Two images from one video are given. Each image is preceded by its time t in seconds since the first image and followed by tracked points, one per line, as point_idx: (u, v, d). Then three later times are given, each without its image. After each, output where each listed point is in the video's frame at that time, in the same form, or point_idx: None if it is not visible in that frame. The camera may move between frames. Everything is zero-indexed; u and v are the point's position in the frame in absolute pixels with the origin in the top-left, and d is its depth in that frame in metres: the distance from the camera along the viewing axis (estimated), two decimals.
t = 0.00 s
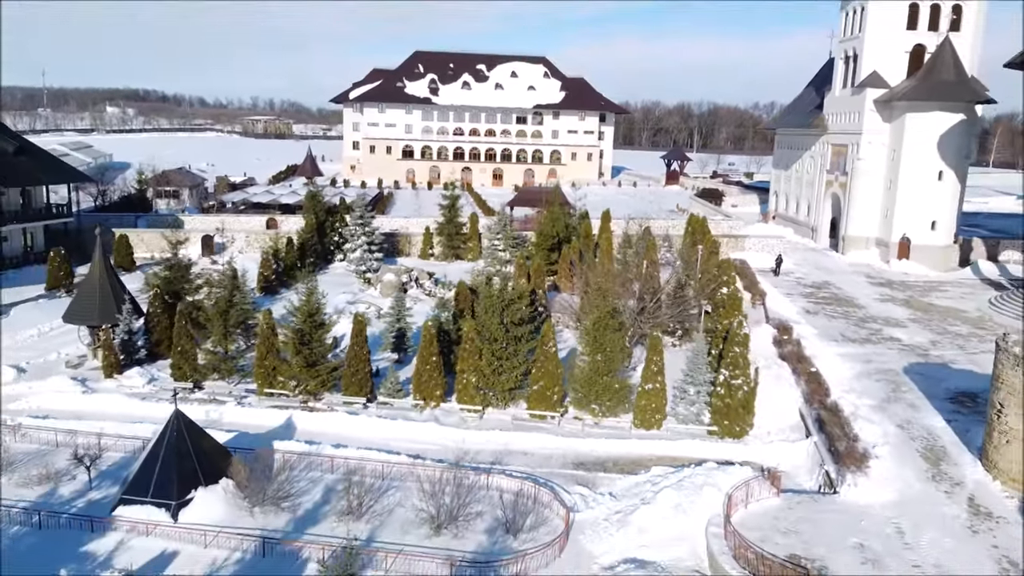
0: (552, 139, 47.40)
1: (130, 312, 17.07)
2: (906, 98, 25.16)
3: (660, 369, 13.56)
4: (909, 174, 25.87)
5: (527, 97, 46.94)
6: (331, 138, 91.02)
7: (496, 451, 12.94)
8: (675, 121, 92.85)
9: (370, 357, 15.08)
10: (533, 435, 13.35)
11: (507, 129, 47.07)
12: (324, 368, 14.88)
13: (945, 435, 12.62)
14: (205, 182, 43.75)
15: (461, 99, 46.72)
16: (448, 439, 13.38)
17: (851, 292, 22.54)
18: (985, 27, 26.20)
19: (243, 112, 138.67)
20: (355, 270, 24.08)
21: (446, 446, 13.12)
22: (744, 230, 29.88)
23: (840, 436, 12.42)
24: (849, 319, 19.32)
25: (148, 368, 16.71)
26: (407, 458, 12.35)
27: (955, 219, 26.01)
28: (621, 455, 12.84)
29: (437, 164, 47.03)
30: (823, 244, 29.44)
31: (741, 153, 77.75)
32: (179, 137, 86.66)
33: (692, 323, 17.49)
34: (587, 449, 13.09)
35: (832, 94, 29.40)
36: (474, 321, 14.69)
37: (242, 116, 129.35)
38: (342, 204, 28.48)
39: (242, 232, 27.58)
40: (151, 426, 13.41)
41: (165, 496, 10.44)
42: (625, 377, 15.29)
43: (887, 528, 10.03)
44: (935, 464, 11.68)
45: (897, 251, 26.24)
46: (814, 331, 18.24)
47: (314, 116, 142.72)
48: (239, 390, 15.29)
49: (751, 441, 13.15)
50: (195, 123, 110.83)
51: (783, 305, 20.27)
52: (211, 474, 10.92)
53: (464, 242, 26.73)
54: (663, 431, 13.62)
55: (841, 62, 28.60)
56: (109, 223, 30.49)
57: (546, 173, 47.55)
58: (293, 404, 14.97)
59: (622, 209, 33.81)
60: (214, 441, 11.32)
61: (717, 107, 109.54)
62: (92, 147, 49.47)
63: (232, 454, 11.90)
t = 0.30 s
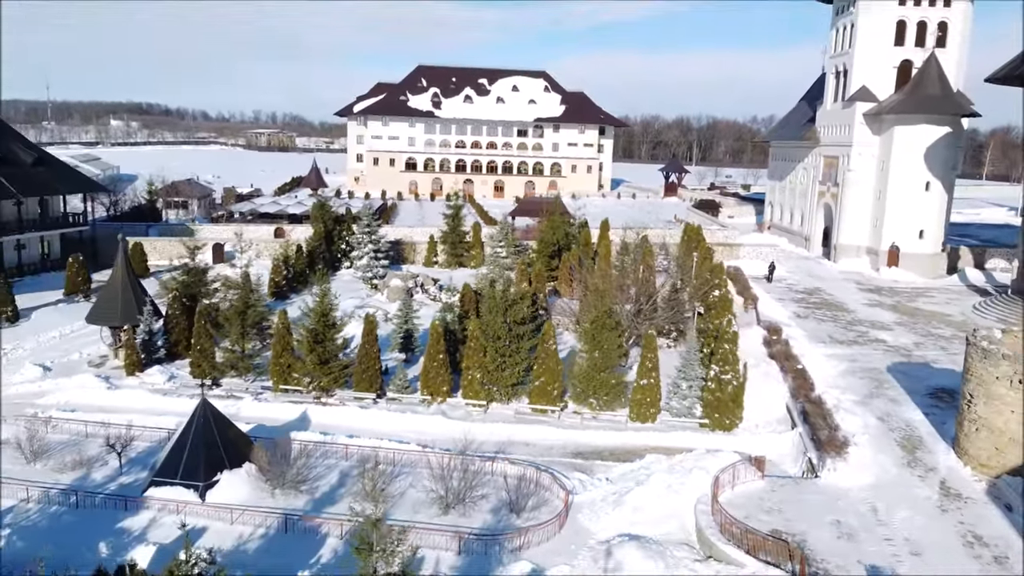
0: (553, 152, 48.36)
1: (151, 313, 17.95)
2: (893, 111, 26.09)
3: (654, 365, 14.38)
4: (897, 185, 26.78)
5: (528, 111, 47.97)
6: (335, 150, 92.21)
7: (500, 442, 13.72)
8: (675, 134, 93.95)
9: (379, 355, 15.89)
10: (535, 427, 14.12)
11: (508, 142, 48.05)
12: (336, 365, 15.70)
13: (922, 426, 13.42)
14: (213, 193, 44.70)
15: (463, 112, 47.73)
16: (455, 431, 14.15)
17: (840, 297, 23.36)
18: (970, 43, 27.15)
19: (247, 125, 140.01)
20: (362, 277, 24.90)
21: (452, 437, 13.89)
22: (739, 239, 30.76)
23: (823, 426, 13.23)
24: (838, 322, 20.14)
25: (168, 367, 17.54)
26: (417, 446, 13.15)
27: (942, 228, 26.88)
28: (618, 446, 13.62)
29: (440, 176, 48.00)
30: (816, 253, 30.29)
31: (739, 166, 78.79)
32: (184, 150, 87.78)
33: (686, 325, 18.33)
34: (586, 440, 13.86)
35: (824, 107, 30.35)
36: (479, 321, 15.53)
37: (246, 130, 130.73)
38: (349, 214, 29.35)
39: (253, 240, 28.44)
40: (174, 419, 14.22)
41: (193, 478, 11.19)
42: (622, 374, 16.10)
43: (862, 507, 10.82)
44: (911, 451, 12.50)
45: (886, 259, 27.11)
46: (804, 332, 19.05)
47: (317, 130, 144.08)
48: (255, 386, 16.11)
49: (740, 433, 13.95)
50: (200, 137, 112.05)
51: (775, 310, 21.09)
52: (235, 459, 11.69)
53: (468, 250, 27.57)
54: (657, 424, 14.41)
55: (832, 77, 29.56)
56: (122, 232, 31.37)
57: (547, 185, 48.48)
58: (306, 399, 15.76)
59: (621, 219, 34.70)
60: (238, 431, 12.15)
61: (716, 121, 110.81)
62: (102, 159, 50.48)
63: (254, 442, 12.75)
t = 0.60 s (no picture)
0: (553, 157, 49.25)
1: (169, 310, 18.77)
2: (884, 117, 26.93)
3: (649, 357, 15.18)
4: (887, 188, 27.64)
5: (529, 117, 48.87)
6: (338, 156, 93.30)
7: (503, 428, 14.51)
8: (674, 141, 94.89)
9: (388, 349, 16.67)
10: (537, 416, 14.90)
11: (509, 148, 48.93)
12: (348, 358, 16.51)
13: (902, 413, 14.22)
14: (220, 197, 45.55)
15: (465, 118, 48.61)
16: (461, 418, 14.92)
17: (831, 297, 24.15)
18: (958, 51, 28.00)
19: (250, 132, 141.01)
20: (369, 277, 25.68)
21: (459, 423, 14.66)
22: (734, 242, 31.57)
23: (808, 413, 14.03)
24: (827, 320, 20.94)
25: (186, 360, 18.35)
26: (426, 432, 13.96)
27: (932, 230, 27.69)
28: (615, 432, 14.41)
29: (442, 181, 48.88)
30: (810, 255, 31.09)
31: (738, 172, 79.67)
32: (188, 155, 88.63)
33: (681, 321, 19.14)
34: (585, 428, 14.65)
35: (817, 113, 31.20)
36: (483, 315, 16.34)
37: (250, 136, 131.89)
38: (355, 217, 30.18)
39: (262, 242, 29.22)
40: (195, 407, 15.02)
41: (218, 458, 11.85)
42: (620, 367, 16.89)
43: (841, 485, 11.63)
44: (891, 436, 13.30)
45: (877, 260, 27.93)
46: (795, 329, 19.86)
47: (320, 136, 145.23)
48: (270, 378, 16.90)
49: (730, 421, 14.74)
50: (203, 142, 112.97)
51: (767, 308, 21.89)
52: (256, 441, 12.30)
53: (471, 252, 28.37)
54: (652, 413, 15.20)
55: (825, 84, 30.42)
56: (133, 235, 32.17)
57: (547, 190, 49.35)
58: (319, 390, 16.54)
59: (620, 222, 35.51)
60: (257, 417, 12.87)
61: (715, 127, 111.78)
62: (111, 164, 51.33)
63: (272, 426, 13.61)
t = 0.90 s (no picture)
0: (554, 157, 50.05)
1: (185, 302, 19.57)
2: (875, 118, 27.73)
3: (645, 345, 15.96)
4: (879, 187, 28.44)
5: (530, 117, 49.67)
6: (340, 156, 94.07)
7: (507, 412, 15.30)
8: (674, 141, 95.63)
9: (396, 338, 17.47)
10: (539, 400, 15.70)
11: (510, 147, 49.74)
12: (358, 347, 17.32)
13: (884, 398, 15.03)
14: (226, 196, 46.34)
15: (468, 119, 49.41)
16: (467, 402, 15.71)
17: (823, 292, 24.92)
18: (947, 54, 28.80)
19: (252, 132, 141.81)
20: (374, 273, 26.45)
21: (465, 406, 15.46)
22: (730, 239, 32.35)
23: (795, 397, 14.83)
24: (818, 312, 21.73)
25: (202, 350, 19.14)
26: (434, 414, 14.77)
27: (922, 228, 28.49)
28: (613, 416, 15.20)
29: (444, 181, 49.69)
30: (804, 252, 31.87)
31: (737, 172, 80.44)
32: (191, 155, 89.35)
33: (677, 313, 19.92)
34: (584, 412, 15.43)
35: (811, 114, 31.99)
36: (487, 305, 17.18)
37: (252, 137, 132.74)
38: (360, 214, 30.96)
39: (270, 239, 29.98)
40: (214, 392, 15.80)
41: (240, 437, 12.80)
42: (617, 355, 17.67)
43: (824, 461, 12.43)
44: (873, 418, 14.10)
45: (869, 257, 28.73)
46: (786, 321, 20.64)
47: (321, 136, 146.08)
48: (283, 366, 17.71)
49: (722, 405, 15.53)
50: (205, 142, 113.74)
51: (760, 301, 22.68)
52: (276, 421, 13.30)
53: (473, 248, 29.15)
54: (648, 398, 15.99)
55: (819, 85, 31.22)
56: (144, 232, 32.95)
57: (548, 190, 50.16)
58: (330, 377, 17.33)
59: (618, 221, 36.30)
60: (274, 398, 13.79)
61: (715, 128, 112.60)
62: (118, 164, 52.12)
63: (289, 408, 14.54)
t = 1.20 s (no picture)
0: (554, 156, 50.83)
1: (200, 295, 20.34)
2: (867, 117, 28.49)
3: (642, 335, 16.74)
4: (871, 185, 29.22)
5: (530, 117, 50.45)
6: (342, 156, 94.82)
7: (510, 397, 16.08)
8: (674, 141, 96.34)
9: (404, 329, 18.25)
10: (540, 387, 16.48)
11: (512, 147, 50.52)
12: (367, 336, 18.11)
13: (869, 383, 15.81)
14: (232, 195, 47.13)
15: (469, 119, 50.20)
16: (472, 387, 16.50)
17: (816, 287, 25.68)
18: (938, 55, 29.58)
19: (254, 132, 142.56)
20: (380, 268, 27.18)
21: (470, 391, 16.25)
22: (727, 236, 33.13)
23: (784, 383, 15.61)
24: (810, 306, 22.50)
25: (217, 341, 19.92)
26: (441, 397, 15.57)
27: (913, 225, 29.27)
28: (610, 401, 15.98)
29: (446, 180, 50.48)
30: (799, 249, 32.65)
31: (736, 172, 81.14)
32: (194, 155, 90.13)
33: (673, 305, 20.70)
34: (584, 397, 16.21)
35: (806, 114, 32.76)
36: (491, 297, 18.02)
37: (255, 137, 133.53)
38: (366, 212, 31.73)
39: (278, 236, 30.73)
40: (231, 379, 16.58)
41: (259, 418, 13.58)
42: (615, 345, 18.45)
43: (809, 440, 13.20)
44: (858, 402, 14.88)
45: (861, 253, 29.51)
46: (779, 313, 21.41)
47: (323, 136, 146.65)
48: (296, 355, 18.50)
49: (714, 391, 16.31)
50: (208, 142, 114.56)
51: (754, 295, 23.45)
52: (292, 403, 14.06)
53: (476, 245, 29.90)
54: (644, 384, 16.77)
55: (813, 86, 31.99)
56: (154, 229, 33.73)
57: (549, 189, 50.93)
58: (341, 365, 18.10)
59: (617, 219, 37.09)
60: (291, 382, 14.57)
61: (715, 128, 113.32)
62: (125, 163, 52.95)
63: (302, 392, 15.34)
